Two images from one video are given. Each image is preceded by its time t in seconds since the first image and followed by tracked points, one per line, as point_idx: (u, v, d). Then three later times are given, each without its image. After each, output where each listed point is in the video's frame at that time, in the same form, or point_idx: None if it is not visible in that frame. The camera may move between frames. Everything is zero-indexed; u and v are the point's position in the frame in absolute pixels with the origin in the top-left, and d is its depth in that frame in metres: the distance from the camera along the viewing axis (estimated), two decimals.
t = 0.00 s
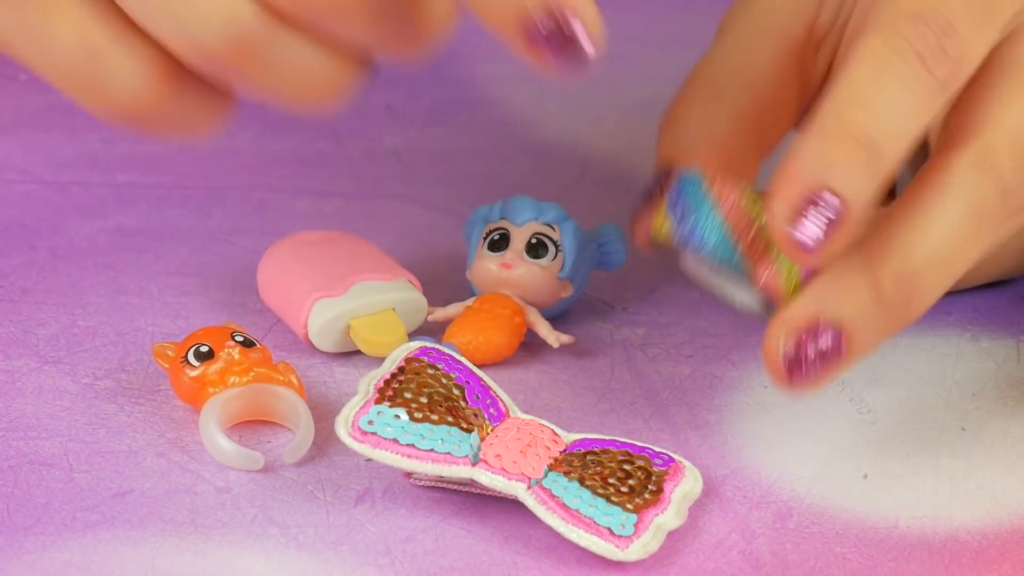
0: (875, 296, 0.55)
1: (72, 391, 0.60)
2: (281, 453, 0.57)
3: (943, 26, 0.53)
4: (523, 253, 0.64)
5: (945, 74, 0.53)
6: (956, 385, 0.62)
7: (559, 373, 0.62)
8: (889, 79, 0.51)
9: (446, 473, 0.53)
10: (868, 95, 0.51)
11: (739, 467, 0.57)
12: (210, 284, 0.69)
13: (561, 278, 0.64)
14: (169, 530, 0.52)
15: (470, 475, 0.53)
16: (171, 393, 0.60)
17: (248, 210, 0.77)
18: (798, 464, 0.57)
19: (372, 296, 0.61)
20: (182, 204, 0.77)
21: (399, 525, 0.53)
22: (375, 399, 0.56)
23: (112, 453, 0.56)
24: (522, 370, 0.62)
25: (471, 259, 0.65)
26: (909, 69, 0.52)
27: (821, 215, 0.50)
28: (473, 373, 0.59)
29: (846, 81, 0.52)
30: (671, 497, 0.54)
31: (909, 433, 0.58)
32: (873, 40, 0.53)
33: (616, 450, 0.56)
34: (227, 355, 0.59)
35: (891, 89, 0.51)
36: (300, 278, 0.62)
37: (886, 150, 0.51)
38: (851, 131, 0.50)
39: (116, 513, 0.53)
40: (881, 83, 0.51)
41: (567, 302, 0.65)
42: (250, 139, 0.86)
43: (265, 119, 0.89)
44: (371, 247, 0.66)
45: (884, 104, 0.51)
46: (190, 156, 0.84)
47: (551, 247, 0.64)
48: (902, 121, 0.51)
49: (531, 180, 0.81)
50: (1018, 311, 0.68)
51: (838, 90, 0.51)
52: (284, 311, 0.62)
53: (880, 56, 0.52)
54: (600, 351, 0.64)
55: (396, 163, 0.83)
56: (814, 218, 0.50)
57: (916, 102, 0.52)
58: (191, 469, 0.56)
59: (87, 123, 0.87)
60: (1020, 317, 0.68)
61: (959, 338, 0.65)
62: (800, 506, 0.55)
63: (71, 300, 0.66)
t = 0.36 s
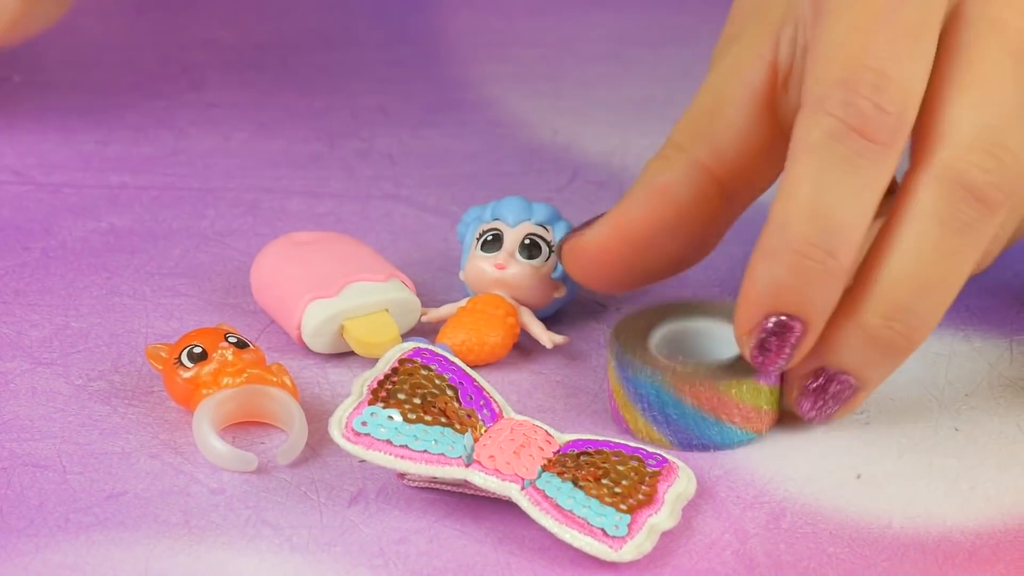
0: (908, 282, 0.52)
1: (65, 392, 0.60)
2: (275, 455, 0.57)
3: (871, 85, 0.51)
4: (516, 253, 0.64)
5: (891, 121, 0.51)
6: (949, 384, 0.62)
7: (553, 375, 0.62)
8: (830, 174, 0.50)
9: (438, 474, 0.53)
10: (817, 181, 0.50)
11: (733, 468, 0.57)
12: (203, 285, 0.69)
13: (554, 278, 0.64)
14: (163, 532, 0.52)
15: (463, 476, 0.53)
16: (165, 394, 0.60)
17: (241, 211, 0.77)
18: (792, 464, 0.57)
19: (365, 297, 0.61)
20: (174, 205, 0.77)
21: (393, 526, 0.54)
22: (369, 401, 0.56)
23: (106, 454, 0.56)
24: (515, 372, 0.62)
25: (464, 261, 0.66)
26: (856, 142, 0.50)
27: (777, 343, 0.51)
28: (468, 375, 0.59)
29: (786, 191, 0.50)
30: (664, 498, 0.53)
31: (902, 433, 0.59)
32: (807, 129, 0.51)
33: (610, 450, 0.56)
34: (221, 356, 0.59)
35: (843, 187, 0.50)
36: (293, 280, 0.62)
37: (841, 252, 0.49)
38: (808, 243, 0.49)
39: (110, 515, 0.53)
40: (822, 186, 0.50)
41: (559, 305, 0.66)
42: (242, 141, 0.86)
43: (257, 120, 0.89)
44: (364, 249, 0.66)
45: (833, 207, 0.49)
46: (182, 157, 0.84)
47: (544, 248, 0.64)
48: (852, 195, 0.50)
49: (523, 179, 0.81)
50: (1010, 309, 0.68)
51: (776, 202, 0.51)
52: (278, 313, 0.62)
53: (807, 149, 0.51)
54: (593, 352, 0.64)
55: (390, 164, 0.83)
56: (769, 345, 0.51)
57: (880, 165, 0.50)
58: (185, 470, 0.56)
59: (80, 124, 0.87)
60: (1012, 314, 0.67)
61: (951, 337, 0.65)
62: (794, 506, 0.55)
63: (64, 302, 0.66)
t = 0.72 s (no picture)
0: (798, 223, 0.53)
1: (14, 396, 0.59)
2: (227, 455, 0.57)
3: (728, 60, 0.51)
4: (469, 252, 0.64)
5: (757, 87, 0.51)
6: (902, 380, 0.62)
7: (506, 373, 0.62)
8: (694, 158, 0.52)
9: (376, 474, 0.54)
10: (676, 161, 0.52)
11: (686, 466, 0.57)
12: (155, 287, 0.68)
13: (506, 277, 0.64)
14: (114, 533, 0.52)
15: (402, 479, 0.54)
16: (116, 396, 0.60)
17: (193, 213, 0.76)
18: (746, 462, 0.57)
19: (317, 297, 0.60)
20: (126, 207, 0.77)
21: (345, 526, 0.53)
22: (320, 396, 0.57)
23: (57, 457, 0.56)
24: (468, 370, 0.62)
25: (417, 260, 0.65)
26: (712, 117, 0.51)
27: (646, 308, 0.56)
28: (430, 378, 0.58)
29: (652, 169, 0.53)
30: (602, 519, 0.53)
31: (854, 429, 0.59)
32: (671, 99, 0.52)
33: (558, 467, 0.55)
34: (172, 358, 0.59)
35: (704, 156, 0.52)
36: (244, 281, 0.62)
37: (700, 226, 0.53)
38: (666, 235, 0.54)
39: (61, 517, 0.52)
40: (698, 164, 0.52)
41: (513, 303, 0.65)
42: (194, 142, 0.86)
43: (209, 122, 0.89)
44: (317, 249, 0.65)
45: (695, 184, 0.52)
46: (134, 159, 0.83)
47: (496, 247, 0.64)
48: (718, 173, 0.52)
49: (480, 179, 0.80)
50: (961, 303, 0.69)
51: (641, 183, 0.54)
52: (230, 314, 0.62)
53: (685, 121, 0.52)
54: (545, 350, 0.64)
55: (343, 165, 0.83)
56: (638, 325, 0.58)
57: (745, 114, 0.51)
58: (138, 472, 0.56)
59: (32, 128, 0.87)
60: (964, 309, 0.68)
61: (904, 333, 0.66)
62: (746, 503, 0.55)
63: (15, 305, 0.66)
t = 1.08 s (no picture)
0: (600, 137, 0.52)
1: None
2: (117, 456, 0.57)
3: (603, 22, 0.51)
4: (358, 250, 0.64)
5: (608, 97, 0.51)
6: (791, 371, 0.62)
7: (396, 372, 0.63)
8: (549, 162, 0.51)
9: (267, 474, 0.54)
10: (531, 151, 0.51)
11: (577, 461, 0.57)
12: (43, 288, 0.68)
13: (395, 275, 0.64)
14: (5, 538, 0.52)
15: (293, 478, 0.54)
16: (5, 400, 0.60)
17: (81, 214, 0.76)
18: (637, 457, 0.57)
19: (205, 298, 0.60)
20: (14, 209, 0.76)
21: (237, 526, 0.53)
22: (210, 395, 0.56)
23: None
24: (358, 369, 0.63)
25: (305, 259, 0.65)
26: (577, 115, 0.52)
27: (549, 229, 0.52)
28: (320, 376, 0.58)
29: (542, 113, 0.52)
30: (493, 515, 0.52)
31: (745, 422, 0.59)
32: (530, 120, 0.52)
33: (448, 463, 0.54)
34: (61, 359, 0.59)
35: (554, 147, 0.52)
36: (132, 282, 0.62)
37: (596, 139, 0.52)
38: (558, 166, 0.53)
39: None
40: (558, 167, 0.51)
41: (403, 301, 0.66)
42: (82, 144, 0.85)
43: (96, 124, 0.89)
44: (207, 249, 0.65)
45: (581, 120, 0.51)
46: (20, 161, 0.83)
47: (385, 244, 0.64)
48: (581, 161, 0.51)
49: (367, 178, 0.82)
50: (851, 292, 0.69)
51: (530, 114, 0.53)
52: (119, 315, 0.62)
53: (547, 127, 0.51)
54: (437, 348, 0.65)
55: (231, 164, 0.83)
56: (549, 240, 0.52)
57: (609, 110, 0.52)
58: (28, 475, 0.55)
59: None
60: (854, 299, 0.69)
61: (794, 327, 0.66)
62: (638, 497, 0.55)
63: None
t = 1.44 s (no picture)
0: None
1: None
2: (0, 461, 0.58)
3: None
4: (240, 251, 0.67)
5: (481, 106, 0.61)
6: (674, 372, 0.66)
7: (279, 371, 0.66)
8: None
9: (151, 476, 0.54)
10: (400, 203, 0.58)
11: (462, 459, 0.58)
12: None
13: (278, 274, 0.68)
14: None
15: (178, 479, 0.54)
16: None
17: None
18: (522, 455, 0.58)
19: (85, 301, 0.63)
20: None
21: (121, 527, 0.54)
22: (95, 397, 0.56)
23: None
24: (240, 369, 0.65)
25: (189, 260, 0.69)
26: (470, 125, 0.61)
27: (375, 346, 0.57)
28: (202, 379, 0.59)
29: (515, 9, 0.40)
30: (379, 514, 0.53)
31: (625, 420, 0.61)
32: None
33: (333, 463, 0.54)
34: None
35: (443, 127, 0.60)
36: (15, 286, 0.64)
37: None
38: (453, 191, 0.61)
39: None
40: None
41: (287, 300, 0.70)
42: None
43: None
44: (91, 253, 0.68)
45: None
46: None
47: (267, 244, 0.68)
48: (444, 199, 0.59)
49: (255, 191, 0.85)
50: (731, 291, 0.75)
51: None
52: (3, 319, 0.64)
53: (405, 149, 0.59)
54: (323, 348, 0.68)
55: (120, 188, 0.86)
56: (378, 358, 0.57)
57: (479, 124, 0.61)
58: None
59: None
60: (739, 295, 0.74)
61: (677, 324, 0.71)
62: (522, 495, 0.56)
63: None
